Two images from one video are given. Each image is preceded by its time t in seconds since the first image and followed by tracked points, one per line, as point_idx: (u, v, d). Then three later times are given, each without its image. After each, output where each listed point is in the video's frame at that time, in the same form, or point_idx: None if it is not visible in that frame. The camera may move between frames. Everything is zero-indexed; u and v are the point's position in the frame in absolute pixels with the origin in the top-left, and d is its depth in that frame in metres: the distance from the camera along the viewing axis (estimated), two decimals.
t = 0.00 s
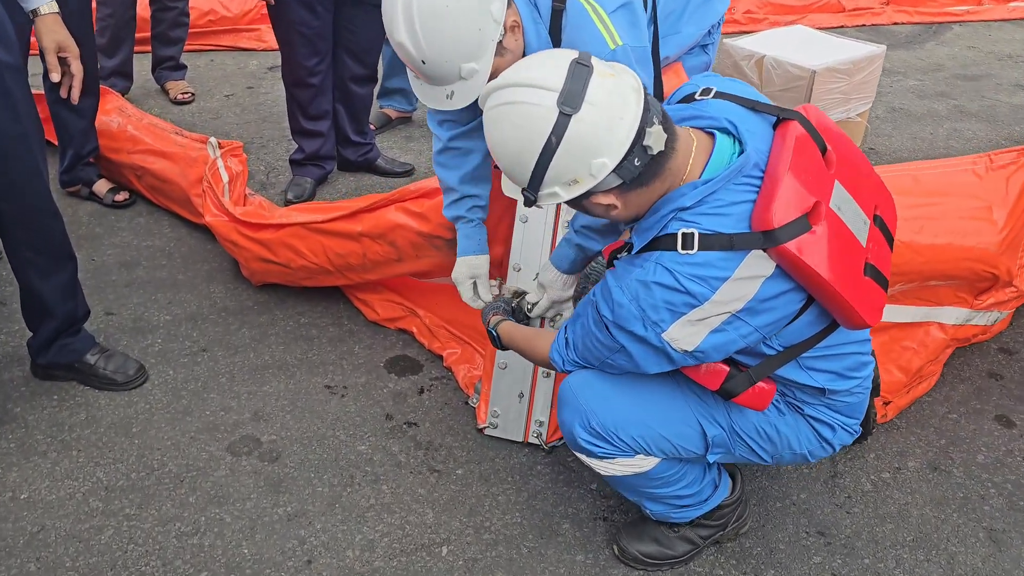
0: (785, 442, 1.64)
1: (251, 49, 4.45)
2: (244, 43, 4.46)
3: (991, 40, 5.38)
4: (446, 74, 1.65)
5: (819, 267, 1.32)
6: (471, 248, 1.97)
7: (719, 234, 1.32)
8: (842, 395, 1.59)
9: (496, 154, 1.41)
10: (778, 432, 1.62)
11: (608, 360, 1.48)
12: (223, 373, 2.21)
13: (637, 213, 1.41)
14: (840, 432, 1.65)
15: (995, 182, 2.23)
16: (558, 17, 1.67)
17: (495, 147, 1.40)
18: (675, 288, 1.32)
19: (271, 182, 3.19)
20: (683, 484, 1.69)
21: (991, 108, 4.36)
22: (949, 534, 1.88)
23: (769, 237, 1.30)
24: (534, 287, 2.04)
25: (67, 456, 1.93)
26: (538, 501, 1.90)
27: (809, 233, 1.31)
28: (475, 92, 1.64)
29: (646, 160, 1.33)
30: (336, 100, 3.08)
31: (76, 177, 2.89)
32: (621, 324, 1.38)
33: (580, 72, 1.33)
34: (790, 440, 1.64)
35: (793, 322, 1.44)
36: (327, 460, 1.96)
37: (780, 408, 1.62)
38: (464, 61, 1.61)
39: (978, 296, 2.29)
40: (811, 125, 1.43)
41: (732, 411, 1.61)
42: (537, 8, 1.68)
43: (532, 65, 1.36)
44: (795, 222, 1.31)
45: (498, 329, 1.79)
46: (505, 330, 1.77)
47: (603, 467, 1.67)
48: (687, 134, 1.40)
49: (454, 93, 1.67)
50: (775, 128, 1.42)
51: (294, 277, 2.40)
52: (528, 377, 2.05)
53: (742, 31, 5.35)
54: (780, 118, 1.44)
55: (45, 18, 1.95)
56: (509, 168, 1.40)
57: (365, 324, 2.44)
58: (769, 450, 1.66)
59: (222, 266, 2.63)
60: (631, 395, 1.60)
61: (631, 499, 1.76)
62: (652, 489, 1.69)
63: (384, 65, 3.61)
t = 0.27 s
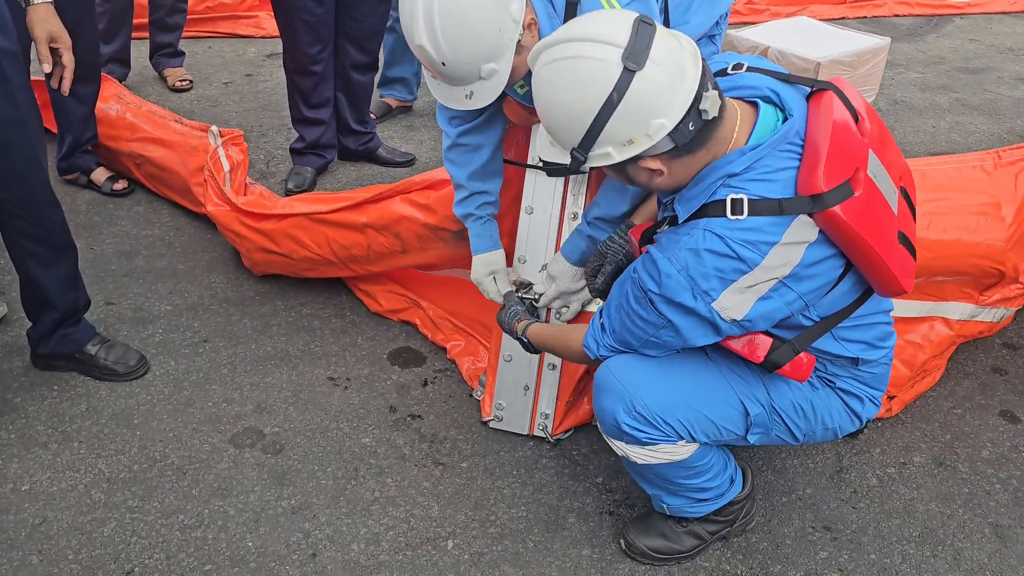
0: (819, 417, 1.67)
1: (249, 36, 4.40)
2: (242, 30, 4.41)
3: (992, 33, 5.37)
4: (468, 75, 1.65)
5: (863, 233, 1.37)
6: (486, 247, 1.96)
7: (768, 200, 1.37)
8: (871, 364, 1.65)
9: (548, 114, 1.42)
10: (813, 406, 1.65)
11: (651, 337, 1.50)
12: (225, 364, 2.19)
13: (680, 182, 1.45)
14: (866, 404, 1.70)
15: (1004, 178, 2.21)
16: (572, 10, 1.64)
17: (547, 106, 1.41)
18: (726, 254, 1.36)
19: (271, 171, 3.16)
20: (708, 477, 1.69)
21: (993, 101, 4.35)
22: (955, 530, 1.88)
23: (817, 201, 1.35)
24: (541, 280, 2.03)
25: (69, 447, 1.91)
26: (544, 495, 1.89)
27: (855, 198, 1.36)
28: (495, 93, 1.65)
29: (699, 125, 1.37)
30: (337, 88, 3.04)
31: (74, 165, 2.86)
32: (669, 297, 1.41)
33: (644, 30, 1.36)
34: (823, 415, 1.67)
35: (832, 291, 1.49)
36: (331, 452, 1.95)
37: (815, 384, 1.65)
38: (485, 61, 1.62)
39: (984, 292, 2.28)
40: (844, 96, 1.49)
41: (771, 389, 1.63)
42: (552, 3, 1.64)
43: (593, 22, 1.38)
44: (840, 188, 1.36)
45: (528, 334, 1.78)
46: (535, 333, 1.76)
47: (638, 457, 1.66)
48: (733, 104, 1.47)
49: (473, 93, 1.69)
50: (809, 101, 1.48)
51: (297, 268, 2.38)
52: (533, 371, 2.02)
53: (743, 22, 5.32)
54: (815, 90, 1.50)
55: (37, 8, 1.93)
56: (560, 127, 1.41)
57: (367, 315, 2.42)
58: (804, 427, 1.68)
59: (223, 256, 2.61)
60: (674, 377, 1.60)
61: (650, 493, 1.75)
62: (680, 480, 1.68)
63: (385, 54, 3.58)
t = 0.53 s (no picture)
0: (831, 405, 1.68)
1: (243, 29, 4.37)
2: (235, 22, 4.38)
3: (986, 30, 5.37)
4: (465, 69, 1.65)
5: (874, 210, 1.41)
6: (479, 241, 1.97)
7: (782, 176, 1.41)
8: (879, 350, 1.67)
9: (566, 81, 1.47)
10: (827, 394, 1.66)
11: (666, 318, 1.52)
12: (218, 359, 2.19)
13: (693, 161, 1.49)
14: (873, 392, 1.73)
15: (992, 176, 2.21)
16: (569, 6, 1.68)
17: (567, 73, 1.45)
18: (742, 229, 1.40)
19: (265, 165, 3.15)
20: (716, 473, 1.69)
21: (986, 99, 4.36)
22: (947, 527, 1.89)
23: (830, 177, 1.39)
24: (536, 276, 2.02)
25: (61, 442, 1.90)
26: (539, 491, 1.89)
27: (866, 175, 1.40)
28: (492, 86, 1.66)
29: (714, 100, 1.42)
30: (331, 82, 3.03)
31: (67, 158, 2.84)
32: (686, 274, 1.43)
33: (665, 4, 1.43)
34: (836, 403, 1.68)
35: (842, 272, 1.52)
36: (325, 448, 1.94)
37: (825, 371, 1.67)
38: (483, 55, 1.62)
39: (972, 286, 2.28)
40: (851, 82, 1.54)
41: (788, 377, 1.63)
42: None
43: None
44: (851, 166, 1.40)
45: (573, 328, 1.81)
46: (579, 326, 1.79)
47: (654, 450, 1.64)
48: (746, 87, 1.52)
49: (471, 87, 1.69)
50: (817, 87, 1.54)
51: (292, 263, 2.37)
52: (529, 365, 2.04)
53: (738, 19, 5.31)
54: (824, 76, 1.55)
55: (29, 2, 1.92)
56: (579, 94, 1.46)
57: (362, 310, 2.41)
58: (819, 417, 1.69)
59: (217, 250, 2.60)
60: (692, 366, 1.60)
61: (653, 490, 1.75)
62: (691, 475, 1.67)
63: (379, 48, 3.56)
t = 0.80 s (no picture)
0: (824, 403, 1.69)
1: (238, 26, 4.36)
2: (230, 19, 4.37)
3: (980, 29, 5.39)
4: (453, 61, 1.66)
5: (871, 209, 1.42)
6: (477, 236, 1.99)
7: (781, 173, 1.42)
8: (873, 350, 1.69)
9: (562, 65, 1.49)
10: (820, 391, 1.67)
11: (662, 312, 1.53)
12: (213, 356, 2.19)
13: (689, 155, 1.50)
14: (867, 392, 1.73)
15: (977, 172, 2.24)
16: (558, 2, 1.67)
17: (563, 57, 1.49)
18: (740, 224, 1.41)
19: (260, 162, 3.14)
20: (708, 465, 1.71)
21: (980, 97, 4.38)
22: (938, 524, 1.90)
23: (828, 175, 1.40)
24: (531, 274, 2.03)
25: (56, 440, 1.90)
26: (532, 488, 1.90)
27: (864, 174, 1.41)
28: (479, 78, 1.66)
29: (706, 90, 1.43)
30: (325, 79, 3.03)
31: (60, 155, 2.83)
32: (683, 267, 1.44)
33: None
34: (829, 400, 1.69)
35: (839, 270, 1.53)
36: (319, 446, 1.95)
37: (820, 368, 1.68)
38: (471, 46, 1.63)
39: (960, 280, 2.30)
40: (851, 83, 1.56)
41: (782, 372, 1.65)
42: None
43: None
44: (850, 164, 1.41)
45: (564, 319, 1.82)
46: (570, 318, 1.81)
47: (647, 438, 1.65)
48: (743, 85, 1.53)
49: (459, 79, 1.69)
50: (818, 87, 1.55)
51: (286, 260, 2.37)
52: (523, 364, 2.04)
53: (733, 17, 5.32)
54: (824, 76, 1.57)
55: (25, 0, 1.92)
56: (572, 77, 1.48)
57: (356, 308, 2.42)
58: (812, 413, 1.70)
59: (212, 248, 2.60)
60: (686, 355, 1.62)
61: (645, 484, 1.76)
62: (684, 467, 1.68)
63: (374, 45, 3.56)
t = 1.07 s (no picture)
0: (810, 401, 1.70)
1: (232, 25, 4.36)
2: (224, 18, 4.37)
3: (974, 28, 5.41)
4: (439, 69, 1.68)
5: (858, 209, 1.43)
6: (462, 238, 2.03)
7: (768, 169, 1.43)
8: (861, 350, 1.69)
9: (549, 54, 1.53)
10: (806, 390, 1.68)
11: (648, 305, 1.55)
12: (206, 355, 2.19)
13: (676, 146, 1.52)
14: (854, 392, 1.74)
15: (960, 166, 2.29)
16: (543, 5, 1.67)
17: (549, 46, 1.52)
18: (727, 219, 1.41)
19: (253, 161, 3.15)
20: (696, 461, 1.71)
21: (973, 96, 4.40)
22: (926, 521, 1.92)
23: (815, 173, 1.41)
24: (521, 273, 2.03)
25: (49, 439, 1.91)
26: (523, 486, 1.91)
27: (852, 174, 1.42)
28: (466, 86, 1.67)
29: (690, 79, 1.45)
30: (318, 78, 3.03)
31: (53, 156, 2.84)
32: (669, 261, 1.45)
33: None
34: (816, 400, 1.70)
35: (825, 269, 1.54)
36: (311, 444, 1.96)
37: (806, 366, 1.69)
38: (456, 54, 1.64)
39: (946, 273, 2.31)
40: (845, 85, 1.56)
41: (769, 369, 1.65)
42: None
43: None
44: (839, 163, 1.42)
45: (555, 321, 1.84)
46: (561, 321, 1.83)
47: (633, 430, 1.66)
48: (734, 82, 1.54)
49: (445, 87, 1.70)
50: (812, 87, 1.56)
51: (278, 259, 2.38)
52: (514, 362, 2.05)
53: (728, 15, 5.32)
54: (819, 76, 1.58)
55: None
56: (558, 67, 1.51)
57: (349, 307, 2.42)
58: (798, 412, 1.70)
59: (205, 247, 2.60)
60: (673, 349, 1.63)
61: (634, 479, 1.77)
62: (671, 461, 1.69)
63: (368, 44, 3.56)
